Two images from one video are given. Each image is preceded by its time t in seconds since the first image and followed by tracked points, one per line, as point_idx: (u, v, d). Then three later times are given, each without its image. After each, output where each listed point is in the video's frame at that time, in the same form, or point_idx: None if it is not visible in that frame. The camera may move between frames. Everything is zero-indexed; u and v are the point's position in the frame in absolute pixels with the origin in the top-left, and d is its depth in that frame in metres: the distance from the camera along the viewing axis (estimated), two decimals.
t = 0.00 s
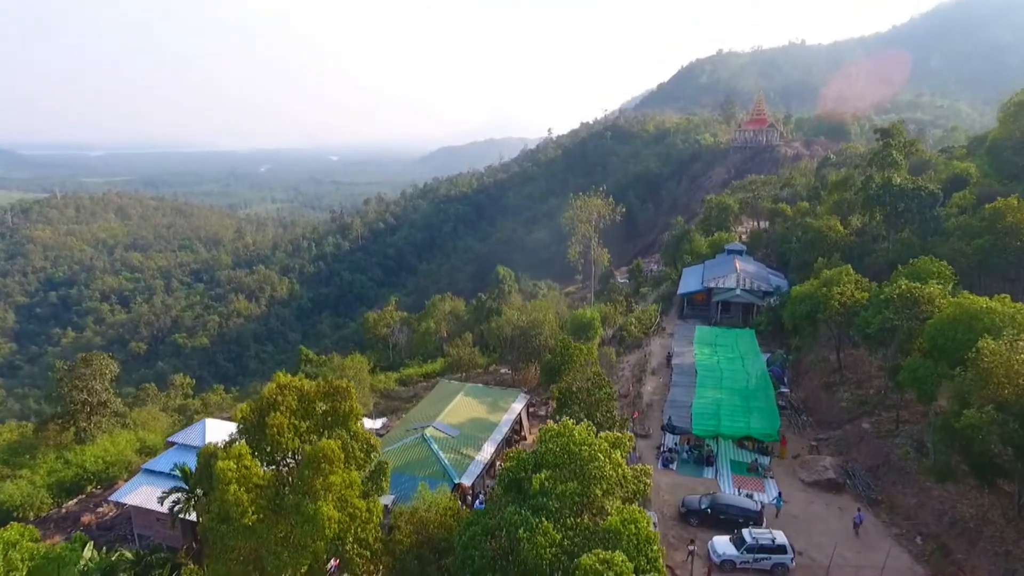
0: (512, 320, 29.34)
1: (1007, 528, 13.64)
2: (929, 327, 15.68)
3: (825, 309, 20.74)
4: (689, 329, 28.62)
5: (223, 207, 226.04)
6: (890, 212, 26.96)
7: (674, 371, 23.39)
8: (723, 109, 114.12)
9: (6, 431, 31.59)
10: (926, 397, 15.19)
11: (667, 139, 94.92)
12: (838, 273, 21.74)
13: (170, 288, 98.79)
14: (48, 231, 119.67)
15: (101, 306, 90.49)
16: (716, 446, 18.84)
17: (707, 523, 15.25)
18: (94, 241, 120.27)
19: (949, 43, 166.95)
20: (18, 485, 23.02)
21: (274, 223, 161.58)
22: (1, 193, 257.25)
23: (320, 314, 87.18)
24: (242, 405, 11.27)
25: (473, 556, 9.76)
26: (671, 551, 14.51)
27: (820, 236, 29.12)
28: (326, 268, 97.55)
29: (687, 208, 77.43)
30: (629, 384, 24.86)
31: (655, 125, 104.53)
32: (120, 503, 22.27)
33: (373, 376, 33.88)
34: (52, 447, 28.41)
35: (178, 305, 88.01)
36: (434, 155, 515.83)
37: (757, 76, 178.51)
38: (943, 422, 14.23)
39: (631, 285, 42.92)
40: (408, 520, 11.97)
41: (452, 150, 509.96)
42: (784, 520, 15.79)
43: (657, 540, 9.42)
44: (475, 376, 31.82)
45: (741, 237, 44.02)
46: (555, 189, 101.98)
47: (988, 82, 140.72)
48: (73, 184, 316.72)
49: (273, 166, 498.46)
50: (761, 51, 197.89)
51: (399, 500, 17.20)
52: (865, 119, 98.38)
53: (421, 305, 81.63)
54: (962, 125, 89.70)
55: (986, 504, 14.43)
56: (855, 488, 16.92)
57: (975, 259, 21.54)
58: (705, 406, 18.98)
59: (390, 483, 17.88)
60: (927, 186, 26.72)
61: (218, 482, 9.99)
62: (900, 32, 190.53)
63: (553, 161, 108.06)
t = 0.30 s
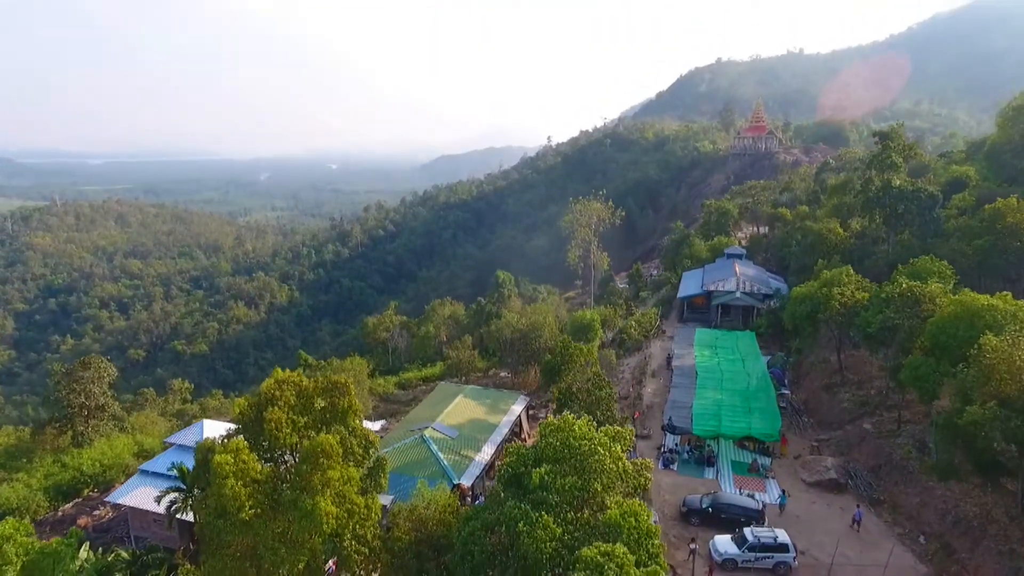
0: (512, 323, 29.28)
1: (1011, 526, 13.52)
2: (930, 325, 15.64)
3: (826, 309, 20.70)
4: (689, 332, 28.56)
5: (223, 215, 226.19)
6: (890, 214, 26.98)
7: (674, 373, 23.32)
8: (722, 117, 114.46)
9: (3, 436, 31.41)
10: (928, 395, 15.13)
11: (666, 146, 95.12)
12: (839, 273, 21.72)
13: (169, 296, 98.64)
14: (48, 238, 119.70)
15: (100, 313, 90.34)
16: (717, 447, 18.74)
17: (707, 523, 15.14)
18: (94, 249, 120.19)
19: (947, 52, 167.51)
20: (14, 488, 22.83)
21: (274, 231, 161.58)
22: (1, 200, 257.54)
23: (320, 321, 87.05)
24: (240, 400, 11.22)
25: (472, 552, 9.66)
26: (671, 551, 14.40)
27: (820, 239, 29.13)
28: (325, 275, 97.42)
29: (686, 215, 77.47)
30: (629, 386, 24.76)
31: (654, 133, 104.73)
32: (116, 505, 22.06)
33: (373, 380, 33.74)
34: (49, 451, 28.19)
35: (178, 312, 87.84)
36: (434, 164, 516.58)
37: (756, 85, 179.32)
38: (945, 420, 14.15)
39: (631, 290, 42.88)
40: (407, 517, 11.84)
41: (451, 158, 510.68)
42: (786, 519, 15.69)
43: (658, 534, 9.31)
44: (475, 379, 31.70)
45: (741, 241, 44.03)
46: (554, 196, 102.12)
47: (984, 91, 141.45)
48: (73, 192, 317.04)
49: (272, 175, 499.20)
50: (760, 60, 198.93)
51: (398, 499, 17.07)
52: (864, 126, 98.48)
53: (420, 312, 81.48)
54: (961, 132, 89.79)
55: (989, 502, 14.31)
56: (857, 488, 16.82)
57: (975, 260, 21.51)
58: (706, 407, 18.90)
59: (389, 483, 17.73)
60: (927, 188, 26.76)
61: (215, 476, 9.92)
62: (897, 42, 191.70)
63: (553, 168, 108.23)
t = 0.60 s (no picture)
0: (511, 327, 29.16)
1: (1015, 526, 13.39)
2: (931, 325, 15.58)
3: (826, 312, 20.65)
4: (690, 336, 28.48)
5: (224, 224, 226.46)
6: (890, 218, 27.01)
7: (675, 376, 23.21)
8: (721, 127, 114.81)
9: None
10: (929, 395, 15.10)
11: (665, 155, 95.32)
12: (839, 276, 21.67)
13: (169, 304, 98.46)
14: (48, 247, 119.65)
15: (99, 321, 90.15)
16: (719, 450, 18.61)
17: (709, 525, 15.02)
18: (94, 257, 120.15)
19: (945, 62, 168.20)
20: (10, 493, 22.61)
21: (274, 240, 161.65)
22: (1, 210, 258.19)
23: (319, 330, 86.95)
24: (238, 397, 11.14)
25: (472, 549, 9.55)
26: (673, 553, 14.26)
27: (820, 243, 29.13)
28: (325, 283, 97.29)
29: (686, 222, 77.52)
30: (630, 390, 24.65)
31: (653, 141, 105.04)
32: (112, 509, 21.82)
33: (372, 386, 33.59)
34: (46, 456, 27.96)
35: (177, 320, 87.69)
36: (434, 174, 517.67)
37: (755, 95, 180.09)
38: (948, 419, 14.05)
39: (631, 296, 42.83)
40: (406, 516, 11.72)
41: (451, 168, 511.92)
42: (788, 521, 15.58)
43: (659, 530, 9.19)
44: (474, 384, 31.57)
45: (740, 247, 44.03)
46: (554, 204, 102.27)
47: (982, 101, 142.10)
48: (74, 201, 317.47)
49: (273, 184, 500.95)
50: (758, 70, 199.92)
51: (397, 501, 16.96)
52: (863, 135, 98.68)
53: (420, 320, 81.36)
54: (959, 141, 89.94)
55: (993, 503, 14.15)
56: (859, 490, 16.70)
57: (975, 262, 21.47)
58: (707, 410, 18.79)
59: (389, 484, 17.62)
60: (926, 191, 26.78)
61: (213, 472, 9.84)
62: (894, 53, 192.80)
63: (552, 177, 108.43)
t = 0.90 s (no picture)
0: (512, 334, 29.05)
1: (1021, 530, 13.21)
2: (933, 328, 15.54)
3: (828, 317, 20.60)
4: (690, 343, 28.41)
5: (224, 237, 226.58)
6: (890, 224, 27.10)
7: (675, 383, 23.11)
8: (720, 139, 115.18)
9: None
10: (932, 398, 15.02)
11: (665, 166, 95.60)
12: (839, 281, 21.67)
13: (168, 315, 98.35)
14: (48, 260, 119.71)
15: (99, 333, 89.95)
16: (720, 455, 18.48)
17: (712, 529, 14.86)
18: (94, 269, 120.21)
19: (942, 76, 169.08)
20: (6, 502, 22.39)
21: (274, 252, 161.69)
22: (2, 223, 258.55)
23: (319, 341, 86.86)
24: (235, 397, 11.06)
25: (471, 550, 9.45)
26: (674, 558, 14.10)
27: (820, 250, 29.17)
28: (325, 295, 97.24)
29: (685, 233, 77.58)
30: (630, 397, 24.52)
31: (652, 153, 105.45)
32: (109, 517, 21.59)
33: (371, 395, 33.42)
34: (43, 464, 27.75)
35: (176, 331, 87.50)
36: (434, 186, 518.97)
37: (753, 107, 180.81)
38: (952, 421, 13.94)
39: (631, 304, 42.78)
40: (405, 519, 11.55)
41: (451, 180, 513.53)
42: (791, 527, 15.41)
43: (660, 530, 9.05)
44: (474, 393, 31.44)
45: (740, 256, 44.04)
46: (554, 216, 102.38)
47: (979, 113, 142.63)
48: (74, 214, 318.03)
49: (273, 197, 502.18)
50: (757, 83, 200.90)
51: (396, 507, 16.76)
52: (861, 146, 98.92)
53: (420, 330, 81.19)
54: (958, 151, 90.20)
55: (999, 507, 13.98)
56: (862, 496, 16.54)
57: (976, 266, 21.41)
58: (709, 415, 18.68)
59: (387, 490, 17.44)
60: (926, 198, 26.87)
61: (210, 470, 9.77)
62: (892, 66, 193.80)
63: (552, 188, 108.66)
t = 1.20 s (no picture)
0: (511, 343, 28.91)
1: None
2: (936, 333, 15.49)
3: (829, 324, 20.53)
4: (691, 352, 28.31)
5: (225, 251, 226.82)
6: (890, 233, 27.15)
7: (677, 392, 22.96)
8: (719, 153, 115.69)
9: None
10: (935, 404, 14.93)
11: (664, 180, 95.86)
12: (840, 288, 21.62)
13: (168, 328, 98.17)
14: (49, 273, 119.75)
15: (98, 346, 89.72)
16: (722, 463, 18.31)
17: (714, 537, 14.69)
18: (95, 283, 120.20)
19: (940, 90, 170.08)
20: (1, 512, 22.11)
21: (274, 265, 161.76)
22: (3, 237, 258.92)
23: (318, 354, 86.64)
24: (233, 398, 10.96)
25: (470, 553, 9.31)
26: (677, 566, 13.91)
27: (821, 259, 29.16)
28: (325, 308, 97.16)
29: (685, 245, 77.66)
30: (631, 406, 24.34)
31: (652, 166, 105.86)
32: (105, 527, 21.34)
33: (370, 405, 33.21)
34: (40, 475, 27.48)
35: (176, 344, 87.28)
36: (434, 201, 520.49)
37: (752, 122, 181.80)
38: (956, 426, 13.83)
39: (631, 315, 42.71)
40: (403, 524, 11.40)
41: (451, 194, 514.98)
42: (795, 534, 15.22)
43: (661, 531, 8.94)
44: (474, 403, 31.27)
45: (740, 266, 44.02)
46: (554, 229, 102.49)
47: (977, 127, 143.24)
48: (76, 228, 318.86)
49: (274, 211, 503.41)
50: (755, 98, 202.18)
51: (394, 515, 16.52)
52: (860, 159, 99.18)
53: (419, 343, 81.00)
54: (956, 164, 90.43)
55: (1005, 514, 13.80)
56: (866, 503, 16.35)
57: (977, 274, 21.40)
58: (710, 423, 18.53)
59: (387, 496, 17.24)
60: (925, 206, 26.94)
61: (206, 472, 9.66)
62: (889, 80, 195.11)
63: (552, 202, 108.88)
